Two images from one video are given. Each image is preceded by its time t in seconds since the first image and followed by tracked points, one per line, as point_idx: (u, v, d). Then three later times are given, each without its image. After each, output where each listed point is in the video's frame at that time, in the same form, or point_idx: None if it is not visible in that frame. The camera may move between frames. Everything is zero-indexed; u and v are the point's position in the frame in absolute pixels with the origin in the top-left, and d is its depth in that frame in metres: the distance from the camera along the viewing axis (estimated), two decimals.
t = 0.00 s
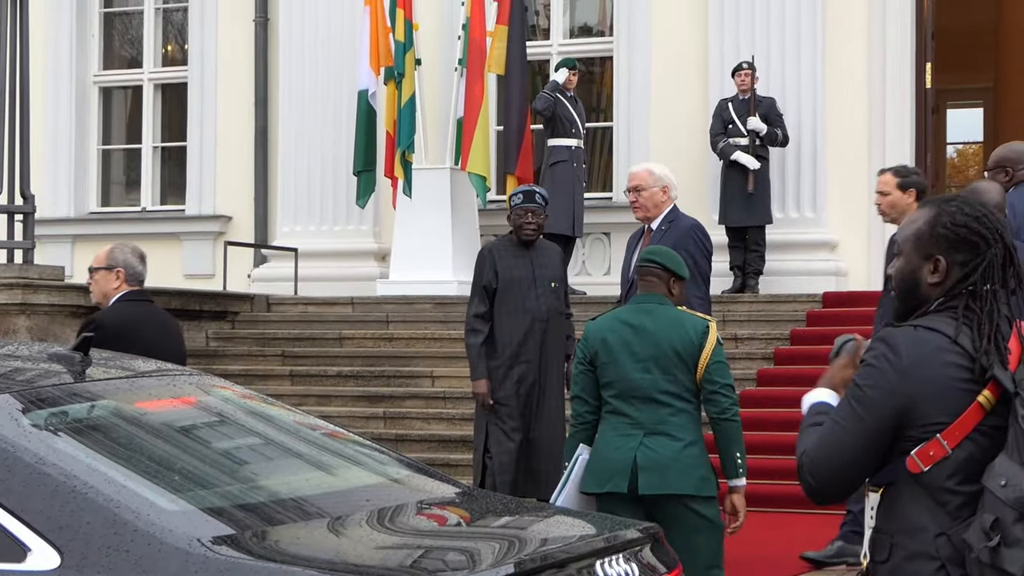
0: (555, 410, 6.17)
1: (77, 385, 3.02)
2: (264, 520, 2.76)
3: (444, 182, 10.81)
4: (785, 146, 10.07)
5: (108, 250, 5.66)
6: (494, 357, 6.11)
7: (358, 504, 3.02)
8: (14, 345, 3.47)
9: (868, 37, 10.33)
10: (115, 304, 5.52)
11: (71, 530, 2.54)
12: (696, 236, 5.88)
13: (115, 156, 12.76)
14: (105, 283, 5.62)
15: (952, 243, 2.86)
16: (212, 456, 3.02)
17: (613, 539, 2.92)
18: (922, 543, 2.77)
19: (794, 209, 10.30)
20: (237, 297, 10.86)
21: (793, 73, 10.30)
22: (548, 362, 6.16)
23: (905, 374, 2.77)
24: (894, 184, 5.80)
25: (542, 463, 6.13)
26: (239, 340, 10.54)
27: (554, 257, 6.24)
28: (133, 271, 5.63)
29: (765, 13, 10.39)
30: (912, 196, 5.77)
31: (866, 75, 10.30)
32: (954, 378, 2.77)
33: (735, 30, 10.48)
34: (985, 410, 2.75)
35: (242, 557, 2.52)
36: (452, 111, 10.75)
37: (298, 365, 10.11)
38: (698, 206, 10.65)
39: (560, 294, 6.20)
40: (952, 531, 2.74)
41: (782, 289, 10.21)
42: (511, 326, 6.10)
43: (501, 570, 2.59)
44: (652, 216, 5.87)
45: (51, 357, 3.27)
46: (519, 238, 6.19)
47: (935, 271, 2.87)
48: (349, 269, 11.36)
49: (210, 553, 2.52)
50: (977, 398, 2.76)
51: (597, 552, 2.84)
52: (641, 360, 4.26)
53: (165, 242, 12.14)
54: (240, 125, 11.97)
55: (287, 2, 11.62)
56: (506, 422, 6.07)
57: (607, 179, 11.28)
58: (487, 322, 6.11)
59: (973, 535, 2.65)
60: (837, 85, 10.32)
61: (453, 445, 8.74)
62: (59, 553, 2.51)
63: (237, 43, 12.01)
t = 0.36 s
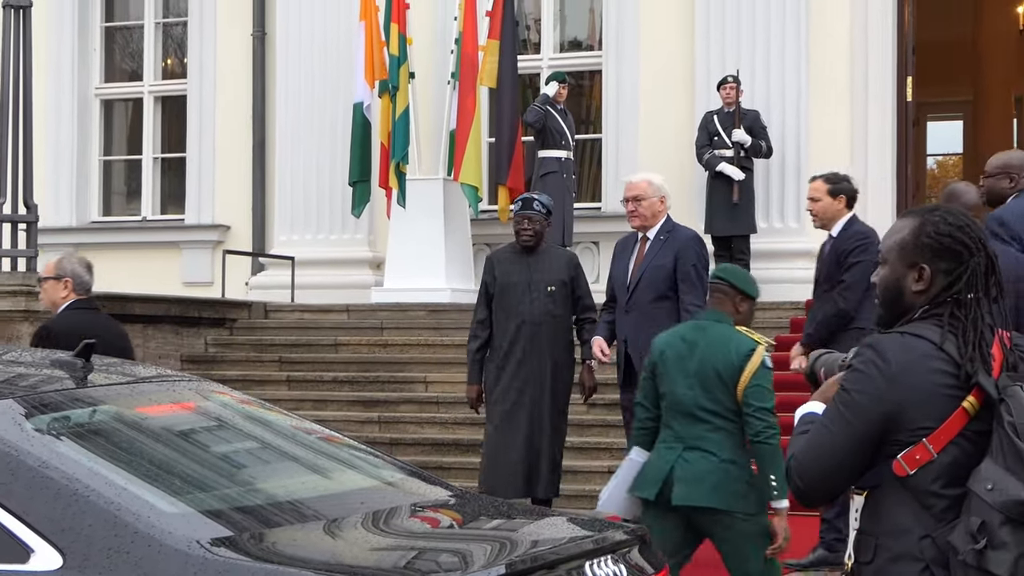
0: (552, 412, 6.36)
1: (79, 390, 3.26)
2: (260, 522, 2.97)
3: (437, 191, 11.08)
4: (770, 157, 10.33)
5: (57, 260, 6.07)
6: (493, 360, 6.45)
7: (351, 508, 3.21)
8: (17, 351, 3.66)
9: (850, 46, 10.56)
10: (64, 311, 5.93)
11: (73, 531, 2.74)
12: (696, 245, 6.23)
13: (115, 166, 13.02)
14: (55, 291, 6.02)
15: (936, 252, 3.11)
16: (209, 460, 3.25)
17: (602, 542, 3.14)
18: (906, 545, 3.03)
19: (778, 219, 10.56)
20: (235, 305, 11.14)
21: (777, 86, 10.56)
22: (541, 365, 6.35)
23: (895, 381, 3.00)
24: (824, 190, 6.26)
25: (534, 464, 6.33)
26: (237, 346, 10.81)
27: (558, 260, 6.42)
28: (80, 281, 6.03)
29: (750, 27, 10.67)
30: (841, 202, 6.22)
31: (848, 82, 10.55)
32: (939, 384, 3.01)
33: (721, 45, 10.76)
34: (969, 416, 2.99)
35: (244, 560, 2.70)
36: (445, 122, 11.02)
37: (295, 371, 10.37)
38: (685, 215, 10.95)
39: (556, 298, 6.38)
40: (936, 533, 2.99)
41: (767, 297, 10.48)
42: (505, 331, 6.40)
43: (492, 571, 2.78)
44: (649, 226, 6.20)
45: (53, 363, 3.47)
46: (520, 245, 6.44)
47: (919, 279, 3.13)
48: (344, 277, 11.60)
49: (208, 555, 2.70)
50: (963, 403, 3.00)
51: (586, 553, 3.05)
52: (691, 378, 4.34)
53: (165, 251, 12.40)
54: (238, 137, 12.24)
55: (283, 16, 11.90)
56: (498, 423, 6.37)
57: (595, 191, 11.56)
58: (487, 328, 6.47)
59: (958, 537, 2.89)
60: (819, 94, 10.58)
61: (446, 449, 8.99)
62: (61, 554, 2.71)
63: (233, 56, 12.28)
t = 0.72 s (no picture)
0: (544, 408, 6.57)
1: (90, 387, 3.34)
2: (265, 517, 3.05)
3: (437, 193, 11.37)
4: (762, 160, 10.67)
5: None
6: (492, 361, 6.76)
7: (356, 501, 3.30)
8: (25, 348, 3.73)
9: (839, 51, 10.87)
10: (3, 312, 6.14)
11: (82, 526, 2.82)
12: (698, 249, 6.44)
13: (126, 169, 13.33)
14: None
15: (904, 253, 3.02)
16: (215, 457, 3.30)
17: (596, 536, 3.19)
18: (890, 538, 2.94)
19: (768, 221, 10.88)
20: (241, 304, 11.45)
21: (768, 91, 10.89)
22: (529, 362, 6.60)
23: (876, 375, 2.91)
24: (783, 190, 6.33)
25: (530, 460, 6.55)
26: (244, 344, 11.15)
27: (549, 260, 6.66)
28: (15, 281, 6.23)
29: (743, 37, 10.98)
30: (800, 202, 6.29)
31: (838, 86, 10.85)
32: (921, 379, 2.92)
33: (713, 52, 11.06)
34: (952, 412, 2.90)
35: (253, 554, 2.79)
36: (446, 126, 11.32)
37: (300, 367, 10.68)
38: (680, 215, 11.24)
39: (539, 296, 6.60)
40: (920, 527, 2.91)
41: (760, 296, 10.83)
42: (497, 331, 6.69)
43: (489, 565, 2.85)
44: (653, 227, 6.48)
45: (64, 362, 3.56)
46: (516, 246, 6.71)
47: (892, 281, 3.05)
48: (350, 276, 11.90)
49: (215, 549, 2.79)
50: (945, 400, 2.90)
51: (581, 547, 3.10)
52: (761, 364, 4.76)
53: (174, 252, 12.71)
54: (245, 140, 12.55)
55: (288, 22, 12.20)
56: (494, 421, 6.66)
57: (592, 193, 11.86)
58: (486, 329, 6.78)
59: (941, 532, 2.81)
60: (810, 98, 10.87)
61: (447, 444, 9.28)
62: (72, 548, 2.80)
63: (240, 61, 12.60)
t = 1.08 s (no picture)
0: (548, 404, 6.86)
1: (88, 387, 3.47)
2: (257, 511, 3.17)
3: (439, 195, 11.69)
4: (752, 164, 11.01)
5: None
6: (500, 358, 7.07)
7: (345, 496, 3.44)
8: (27, 348, 3.89)
9: (827, 60, 11.22)
10: None
11: (78, 519, 2.94)
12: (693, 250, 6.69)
13: (135, 173, 13.66)
14: None
15: (870, 260, 3.37)
16: (211, 452, 3.45)
17: (577, 530, 3.34)
18: (869, 530, 3.23)
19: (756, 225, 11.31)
20: (247, 303, 11.80)
21: (760, 98, 11.27)
22: (534, 360, 6.89)
23: (852, 377, 3.23)
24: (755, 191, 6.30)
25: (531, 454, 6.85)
26: (250, 342, 11.48)
27: (557, 261, 6.94)
28: None
29: (735, 48, 11.36)
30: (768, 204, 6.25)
31: (827, 94, 11.21)
32: (893, 379, 3.22)
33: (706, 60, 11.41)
34: (926, 409, 3.20)
35: (244, 546, 2.90)
36: (447, 130, 11.64)
37: (304, 364, 11.03)
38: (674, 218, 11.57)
39: (549, 298, 6.90)
40: (896, 519, 3.20)
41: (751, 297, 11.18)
42: (504, 329, 6.99)
43: (473, 557, 2.97)
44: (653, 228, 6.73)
45: (63, 359, 3.72)
46: (523, 248, 6.99)
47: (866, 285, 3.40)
48: (354, 277, 12.24)
49: (204, 541, 2.90)
50: (919, 398, 3.20)
51: (561, 541, 3.23)
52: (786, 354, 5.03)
53: (183, 253, 13.04)
54: (252, 144, 12.88)
55: (293, 30, 12.54)
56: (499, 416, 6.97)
57: (589, 194, 12.16)
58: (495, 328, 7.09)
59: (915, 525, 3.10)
60: (800, 105, 11.25)
61: (449, 439, 9.61)
62: (67, 540, 2.91)
63: (246, 66, 12.93)
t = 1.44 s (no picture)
0: (553, 399, 7.20)
1: (74, 382, 3.64)
2: (238, 504, 3.36)
3: (439, 197, 12.01)
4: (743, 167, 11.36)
5: None
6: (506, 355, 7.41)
7: (322, 488, 3.64)
8: (16, 347, 4.03)
9: (816, 67, 11.56)
10: None
11: (62, 511, 3.12)
12: (683, 250, 6.96)
13: (145, 175, 14.01)
14: None
15: (855, 261, 3.19)
16: (199, 447, 3.65)
17: (546, 521, 3.52)
18: (853, 533, 3.11)
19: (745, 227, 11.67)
20: (254, 302, 12.15)
21: (751, 105, 11.62)
22: (540, 358, 7.22)
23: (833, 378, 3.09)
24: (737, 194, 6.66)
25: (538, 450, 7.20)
26: (256, 340, 11.82)
27: (559, 260, 7.28)
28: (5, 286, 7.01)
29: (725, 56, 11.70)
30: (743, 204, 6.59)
31: (816, 102, 11.55)
32: (871, 382, 3.09)
33: (698, 68, 11.75)
34: (903, 409, 3.08)
35: (225, 538, 3.09)
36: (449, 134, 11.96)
37: (309, 361, 11.38)
38: (667, 221, 11.92)
39: (552, 296, 7.23)
40: (881, 521, 3.08)
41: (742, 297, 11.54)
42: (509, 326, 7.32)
43: (444, 548, 3.15)
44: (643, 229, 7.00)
45: (49, 357, 3.86)
46: (526, 247, 7.32)
47: (845, 287, 3.21)
48: (357, 276, 12.56)
49: (182, 532, 3.08)
50: (896, 399, 3.09)
51: (531, 532, 3.41)
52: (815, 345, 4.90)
53: (191, 253, 13.38)
54: (258, 147, 13.23)
55: (298, 38, 12.88)
56: (507, 412, 7.31)
57: (586, 196, 12.49)
58: (501, 325, 7.42)
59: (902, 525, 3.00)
60: (790, 113, 11.60)
61: (449, 434, 9.95)
62: (51, 532, 3.10)
63: (253, 71, 13.27)
